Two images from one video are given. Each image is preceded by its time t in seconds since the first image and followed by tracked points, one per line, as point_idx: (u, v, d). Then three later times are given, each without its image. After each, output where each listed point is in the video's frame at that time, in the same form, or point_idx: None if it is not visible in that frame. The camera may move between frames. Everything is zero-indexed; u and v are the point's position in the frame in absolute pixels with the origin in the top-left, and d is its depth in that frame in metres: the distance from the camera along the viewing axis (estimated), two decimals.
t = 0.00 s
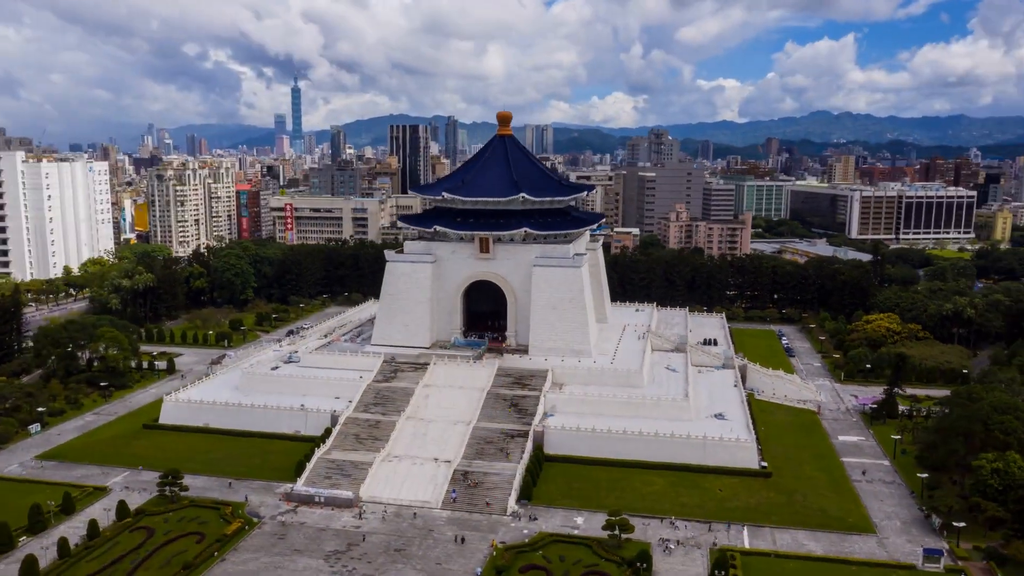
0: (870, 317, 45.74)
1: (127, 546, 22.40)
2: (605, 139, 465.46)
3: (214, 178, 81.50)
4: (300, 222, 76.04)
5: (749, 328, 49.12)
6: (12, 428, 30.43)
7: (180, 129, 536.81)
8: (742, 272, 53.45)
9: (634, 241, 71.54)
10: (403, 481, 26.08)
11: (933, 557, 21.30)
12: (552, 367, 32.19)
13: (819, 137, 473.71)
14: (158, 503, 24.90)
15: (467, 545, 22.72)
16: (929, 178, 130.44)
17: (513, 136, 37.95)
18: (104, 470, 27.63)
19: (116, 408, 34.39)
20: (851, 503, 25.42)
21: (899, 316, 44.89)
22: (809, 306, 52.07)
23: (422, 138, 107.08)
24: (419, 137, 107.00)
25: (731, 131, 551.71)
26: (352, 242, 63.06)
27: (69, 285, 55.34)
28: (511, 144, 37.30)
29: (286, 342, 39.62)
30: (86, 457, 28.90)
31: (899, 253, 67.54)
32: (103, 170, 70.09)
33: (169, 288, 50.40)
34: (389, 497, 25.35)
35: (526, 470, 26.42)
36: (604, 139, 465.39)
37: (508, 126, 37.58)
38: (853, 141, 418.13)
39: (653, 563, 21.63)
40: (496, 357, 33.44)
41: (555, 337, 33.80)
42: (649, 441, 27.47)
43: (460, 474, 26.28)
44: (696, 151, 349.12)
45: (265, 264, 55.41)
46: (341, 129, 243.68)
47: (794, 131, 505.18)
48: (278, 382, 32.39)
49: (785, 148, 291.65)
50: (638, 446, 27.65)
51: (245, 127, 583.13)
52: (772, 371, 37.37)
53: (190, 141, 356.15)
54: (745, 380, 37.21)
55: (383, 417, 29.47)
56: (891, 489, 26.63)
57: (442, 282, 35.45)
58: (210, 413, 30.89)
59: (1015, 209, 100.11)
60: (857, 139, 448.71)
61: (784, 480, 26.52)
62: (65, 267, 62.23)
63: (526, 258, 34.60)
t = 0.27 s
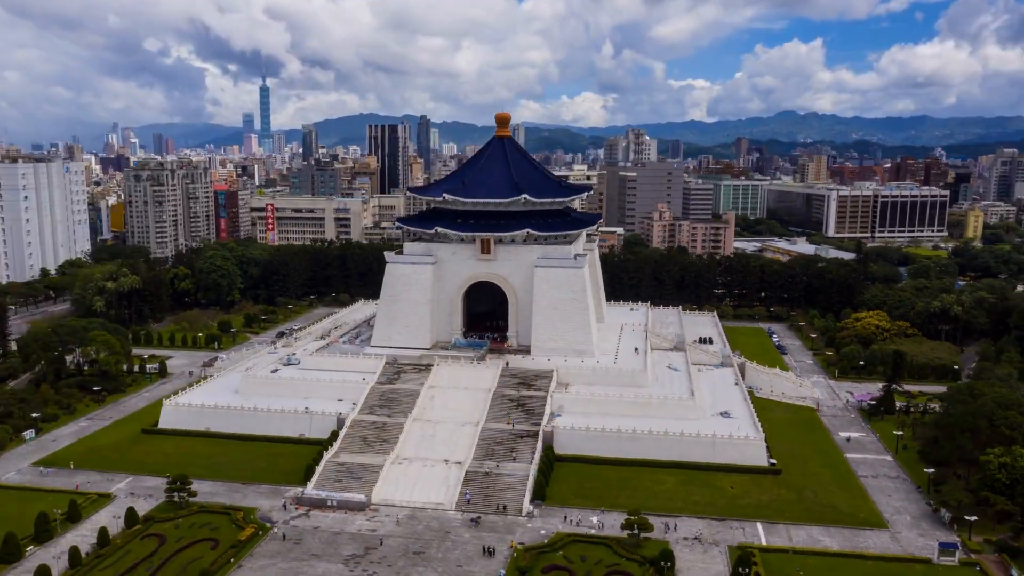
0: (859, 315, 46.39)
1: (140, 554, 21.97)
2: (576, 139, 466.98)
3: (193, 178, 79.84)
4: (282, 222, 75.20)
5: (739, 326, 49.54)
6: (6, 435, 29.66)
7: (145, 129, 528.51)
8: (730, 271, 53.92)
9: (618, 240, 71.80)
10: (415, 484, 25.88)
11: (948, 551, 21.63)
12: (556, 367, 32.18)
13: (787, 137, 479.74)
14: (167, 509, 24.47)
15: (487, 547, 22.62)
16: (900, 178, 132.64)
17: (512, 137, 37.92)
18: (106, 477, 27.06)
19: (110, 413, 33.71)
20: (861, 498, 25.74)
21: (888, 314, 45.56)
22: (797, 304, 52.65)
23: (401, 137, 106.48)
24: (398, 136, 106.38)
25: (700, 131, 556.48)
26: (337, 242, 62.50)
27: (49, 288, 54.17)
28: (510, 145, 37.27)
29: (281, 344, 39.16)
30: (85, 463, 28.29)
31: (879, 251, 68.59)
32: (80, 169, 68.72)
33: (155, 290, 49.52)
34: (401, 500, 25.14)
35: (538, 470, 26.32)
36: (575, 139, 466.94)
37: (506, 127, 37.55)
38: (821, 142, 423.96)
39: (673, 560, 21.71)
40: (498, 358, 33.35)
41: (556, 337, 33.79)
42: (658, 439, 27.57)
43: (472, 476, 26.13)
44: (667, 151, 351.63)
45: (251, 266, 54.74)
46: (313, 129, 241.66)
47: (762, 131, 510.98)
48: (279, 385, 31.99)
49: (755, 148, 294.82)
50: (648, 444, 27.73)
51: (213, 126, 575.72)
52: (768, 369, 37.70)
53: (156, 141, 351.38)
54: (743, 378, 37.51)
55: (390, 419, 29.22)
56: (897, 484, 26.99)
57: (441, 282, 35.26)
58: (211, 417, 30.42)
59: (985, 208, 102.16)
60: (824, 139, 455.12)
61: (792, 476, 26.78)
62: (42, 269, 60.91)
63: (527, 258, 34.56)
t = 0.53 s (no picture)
0: (846, 312, 47.10)
1: (157, 564, 21.47)
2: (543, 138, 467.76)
3: (168, 179, 78.24)
4: (261, 223, 74.18)
5: (728, 324, 50.00)
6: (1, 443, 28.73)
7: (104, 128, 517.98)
8: (716, 269, 54.38)
9: (600, 240, 72.01)
10: (430, 487, 25.65)
11: (964, 544, 21.98)
12: (562, 367, 32.07)
13: (751, 137, 485.96)
14: (179, 517, 23.94)
15: (510, 548, 22.49)
16: (867, 177, 135.01)
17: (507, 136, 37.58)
18: (110, 485, 26.38)
19: (105, 419, 32.89)
20: (871, 493, 26.09)
21: (875, 311, 46.29)
22: (783, 302, 53.26)
23: (376, 137, 105.69)
24: (373, 136, 105.56)
25: (665, 131, 561.25)
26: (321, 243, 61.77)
27: (26, 291, 52.74)
28: (506, 144, 36.92)
29: (276, 347, 38.57)
30: (86, 471, 27.57)
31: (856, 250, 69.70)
32: (52, 170, 67.02)
33: (139, 293, 48.47)
34: (417, 504, 24.90)
35: (552, 471, 26.25)
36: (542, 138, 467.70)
37: (501, 126, 37.22)
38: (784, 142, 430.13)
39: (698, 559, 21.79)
40: (502, 359, 33.23)
41: (560, 337, 33.77)
42: (670, 438, 27.65)
43: (487, 478, 25.98)
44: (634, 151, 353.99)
45: (236, 267, 53.89)
46: (280, 128, 238.93)
47: (727, 131, 516.98)
48: (282, 388, 31.51)
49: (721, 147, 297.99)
50: (659, 443, 27.80)
51: (174, 125, 566.32)
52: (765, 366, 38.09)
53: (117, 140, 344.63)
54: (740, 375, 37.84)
55: (398, 421, 28.93)
56: (904, 478, 27.40)
57: (442, 283, 35.00)
58: (214, 422, 29.83)
59: (952, 207, 104.46)
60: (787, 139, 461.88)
61: (803, 472, 27.06)
62: (16, 272, 59.32)
63: (527, 258, 34.31)
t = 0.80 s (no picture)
0: (835, 310, 47.71)
1: (173, 572, 21.09)
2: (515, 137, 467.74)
3: (145, 179, 77.05)
4: (242, 223, 73.25)
5: (718, 322, 50.40)
6: None
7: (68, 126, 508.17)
8: (705, 268, 54.78)
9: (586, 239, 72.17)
10: (443, 489, 25.50)
11: (977, 538, 22.33)
12: (566, 367, 32.07)
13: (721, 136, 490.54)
14: (190, 524, 23.53)
15: (530, 550, 22.43)
16: (840, 176, 136.90)
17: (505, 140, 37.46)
18: (114, 492, 25.84)
19: (100, 423, 32.21)
20: (880, 489, 26.43)
21: (864, 308, 46.92)
22: (771, 300, 53.81)
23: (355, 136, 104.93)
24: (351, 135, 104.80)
25: (636, 130, 564.50)
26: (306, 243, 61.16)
27: (5, 294, 51.53)
28: (504, 148, 36.78)
29: (272, 349, 38.10)
30: (89, 477, 26.96)
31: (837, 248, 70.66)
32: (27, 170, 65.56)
33: (125, 295, 47.58)
34: (431, 506, 24.73)
35: (566, 471, 26.24)
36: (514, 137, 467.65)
37: (499, 130, 37.17)
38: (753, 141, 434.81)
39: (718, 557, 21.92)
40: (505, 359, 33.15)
41: (562, 337, 33.79)
42: (680, 438, 27.78)
43: (500, 479, 25.94)
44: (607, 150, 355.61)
45: (223, 268, 53.18)
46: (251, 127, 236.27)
47: (697, 130, 521.37)
48: (285, 391, 31.13)
49: (693, 147, 300.41)
50: (669, 443, 27.91)
51: (140, 124, 557.38)
52: (762, 365, 38.43)
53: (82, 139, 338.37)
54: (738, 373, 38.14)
55: (406, 424, 28.72)
56: (909, 473, 27.79)
57: (444, 284, 34.84)
58: (217, 426, 29.37)
59: (924, 206, 106.32)
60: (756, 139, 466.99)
61: (811, 469, 27.35)
62: None
63: (529, 259, 34.34)
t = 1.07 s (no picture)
0: (823, 307, 48.36)
1: None
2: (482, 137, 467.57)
3: (119, 179, 75.54)
4: (220, 225, 72.12)
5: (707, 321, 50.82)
6: None
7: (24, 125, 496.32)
8: (692, 267, 55.20)
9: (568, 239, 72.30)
10: (459, 491, 25.30)
11: (992, 530, 22.71)
12: (572, 367, 32.03)
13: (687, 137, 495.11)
14: (205, 531, 23.02)
15: (554, 551, 22.34)
16: (810, 176, 138.94)
17: (505, 138, 37.44)
18: (121, 500, 25.20)
19: (96, 430, 31.42)
20: (889, 483, 26.81)
21: (852, 305, 47.62)
22: (757, 298, 54.40)
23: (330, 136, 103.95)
24: (327, 135, 103.80)
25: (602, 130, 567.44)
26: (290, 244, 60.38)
27: None
28: (505, 147, 36.81)
29: (267, 353, 37.54)
30: (92, 486, 26.26)
31: (816, 246, 71.69)
32: None
33: (108, 298, 46.52)
34: (449, 509, 24.52)
35: (580, 471, 26.20)
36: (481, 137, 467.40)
37: (499, 128, 36.98)
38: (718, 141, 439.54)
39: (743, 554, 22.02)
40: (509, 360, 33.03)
41: (565, 337, 33.77)
42: (690, 436, 27.91)
43: (516, 480, 25.82)
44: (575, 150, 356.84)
45: (208, 269, 52.31)
46: (217, 127, 232.94)
47: (662, 130, 525.70)
48: (289, 395, 30.69)
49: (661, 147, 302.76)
50: (680, 441, 28.02)
51: (99, 123, 546.34)
52: (758, 363, 38.80)
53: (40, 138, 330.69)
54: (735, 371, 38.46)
55: (416, 426, 28.47)
56: (915, 467, 28.23)
57: (445, 284, 34.62)
58: (221, 431, 28.84)
59: (893, 204, 108.34)
60: (721, 139, 472.40)
61: (821, 465, 27.64)
62: None
63: (531, 258, 34.30)
